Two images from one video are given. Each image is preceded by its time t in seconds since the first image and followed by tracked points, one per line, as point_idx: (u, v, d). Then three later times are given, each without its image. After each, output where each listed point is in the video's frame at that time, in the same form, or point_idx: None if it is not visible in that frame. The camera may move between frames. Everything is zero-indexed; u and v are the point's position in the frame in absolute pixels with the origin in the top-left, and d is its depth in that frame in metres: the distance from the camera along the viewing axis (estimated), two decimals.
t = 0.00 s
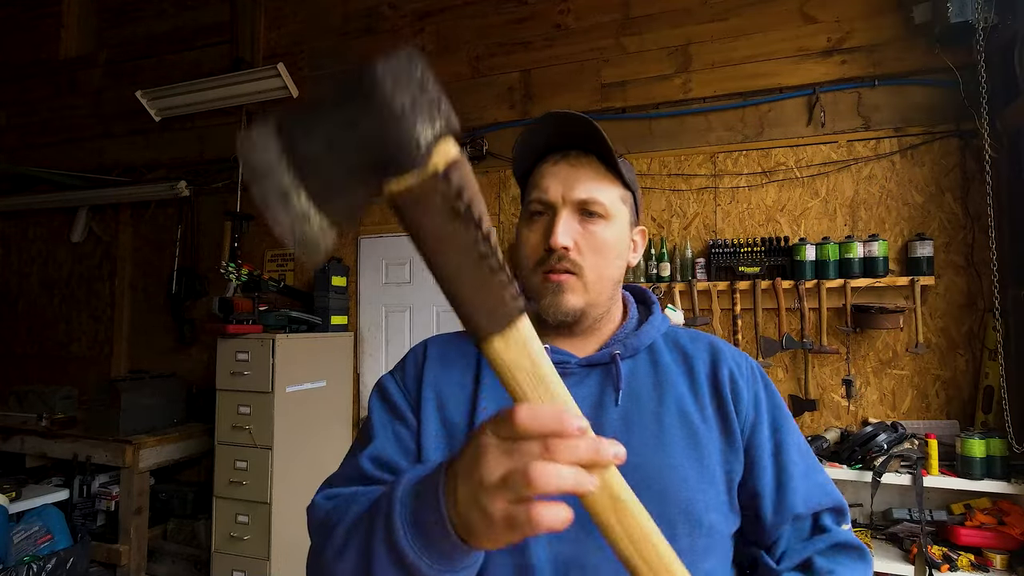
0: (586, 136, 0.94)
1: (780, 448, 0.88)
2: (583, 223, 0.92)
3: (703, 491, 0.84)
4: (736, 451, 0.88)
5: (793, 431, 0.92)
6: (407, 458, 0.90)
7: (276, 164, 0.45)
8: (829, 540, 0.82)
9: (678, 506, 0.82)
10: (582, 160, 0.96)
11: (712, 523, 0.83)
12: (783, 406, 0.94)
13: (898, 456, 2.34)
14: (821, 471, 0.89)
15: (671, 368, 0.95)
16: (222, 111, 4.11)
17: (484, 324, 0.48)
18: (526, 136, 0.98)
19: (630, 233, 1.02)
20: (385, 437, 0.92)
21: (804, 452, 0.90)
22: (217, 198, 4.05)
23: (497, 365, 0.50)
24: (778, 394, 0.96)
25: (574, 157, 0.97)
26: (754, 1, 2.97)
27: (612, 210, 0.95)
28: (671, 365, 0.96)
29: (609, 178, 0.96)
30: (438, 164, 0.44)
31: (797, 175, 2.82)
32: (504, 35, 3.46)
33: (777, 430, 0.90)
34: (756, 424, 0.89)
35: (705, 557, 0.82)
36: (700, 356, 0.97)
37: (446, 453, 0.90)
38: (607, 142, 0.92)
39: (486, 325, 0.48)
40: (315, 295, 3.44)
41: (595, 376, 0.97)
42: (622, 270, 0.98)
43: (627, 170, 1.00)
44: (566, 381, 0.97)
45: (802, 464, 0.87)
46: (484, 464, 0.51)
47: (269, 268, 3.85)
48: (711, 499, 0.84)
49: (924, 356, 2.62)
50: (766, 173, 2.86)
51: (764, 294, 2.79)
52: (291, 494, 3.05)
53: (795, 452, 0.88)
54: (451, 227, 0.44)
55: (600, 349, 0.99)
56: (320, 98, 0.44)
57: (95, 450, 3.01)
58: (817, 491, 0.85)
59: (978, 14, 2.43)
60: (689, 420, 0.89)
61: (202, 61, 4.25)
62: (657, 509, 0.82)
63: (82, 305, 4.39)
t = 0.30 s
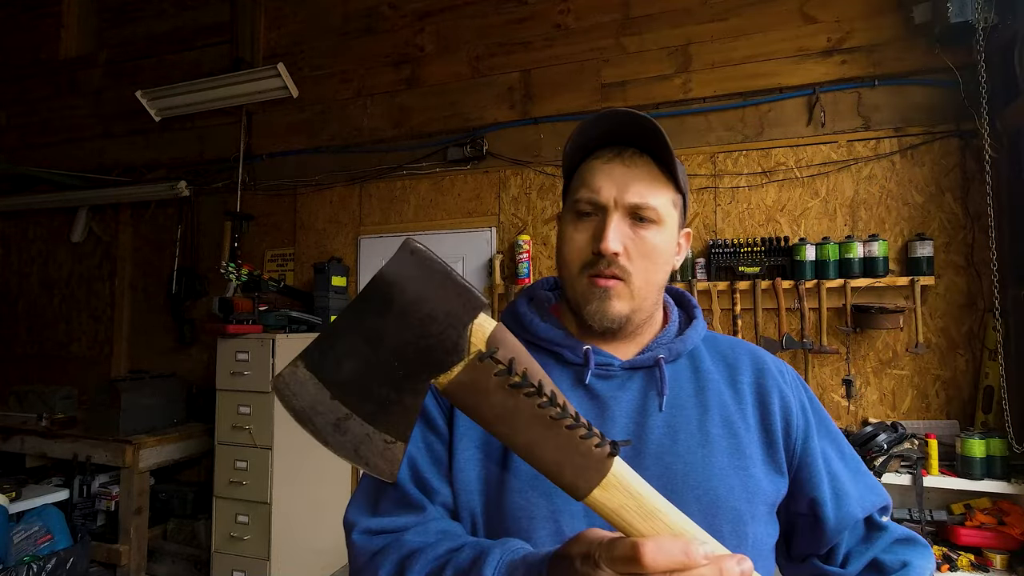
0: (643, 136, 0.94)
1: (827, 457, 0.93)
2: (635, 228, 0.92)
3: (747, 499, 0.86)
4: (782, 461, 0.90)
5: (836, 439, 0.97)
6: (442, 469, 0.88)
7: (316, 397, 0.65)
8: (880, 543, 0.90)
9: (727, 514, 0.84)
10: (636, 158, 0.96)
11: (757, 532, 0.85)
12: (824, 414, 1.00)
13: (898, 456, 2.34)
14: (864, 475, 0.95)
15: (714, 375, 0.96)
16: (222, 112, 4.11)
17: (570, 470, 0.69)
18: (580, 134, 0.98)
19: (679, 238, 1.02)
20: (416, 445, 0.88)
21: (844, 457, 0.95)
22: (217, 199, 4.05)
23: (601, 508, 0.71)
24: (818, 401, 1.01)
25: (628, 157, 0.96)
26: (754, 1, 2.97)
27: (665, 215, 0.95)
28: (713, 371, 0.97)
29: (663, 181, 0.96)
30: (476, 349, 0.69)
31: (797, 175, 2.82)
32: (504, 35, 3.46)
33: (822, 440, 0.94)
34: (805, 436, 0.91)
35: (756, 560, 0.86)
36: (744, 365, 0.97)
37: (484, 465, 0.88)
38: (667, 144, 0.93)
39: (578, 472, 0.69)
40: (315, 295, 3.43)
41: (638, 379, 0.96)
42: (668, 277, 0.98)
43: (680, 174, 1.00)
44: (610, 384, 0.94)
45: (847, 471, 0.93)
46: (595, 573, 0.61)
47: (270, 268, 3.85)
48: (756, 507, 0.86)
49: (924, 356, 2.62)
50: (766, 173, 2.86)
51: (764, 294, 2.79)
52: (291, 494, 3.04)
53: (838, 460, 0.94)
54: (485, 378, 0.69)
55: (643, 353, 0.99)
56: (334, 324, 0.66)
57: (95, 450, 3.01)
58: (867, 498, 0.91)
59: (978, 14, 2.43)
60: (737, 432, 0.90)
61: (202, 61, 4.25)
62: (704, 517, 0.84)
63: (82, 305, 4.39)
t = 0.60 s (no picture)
0: (682, 130, 0.93)
1: (882, 472, 0.90)
2: (677, 225, 0.92)
3: (798, 508, 0.84)
4: (835, 470, 0.89)
5: (892, 454, 0.95)
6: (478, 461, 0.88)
7: (375, 347, 0.64)
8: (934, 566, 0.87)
9: (775, 521, 0.83)
10: (677, 155, 0.95)
11: (807, 543, 0.83)
12: (880, 428, 0.97)
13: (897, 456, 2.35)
14: (921, 495, 0.92)
15: (763, 379, 0.95)
16: (222, 111, 4.11)
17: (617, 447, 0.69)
18: (616, 130, 0.97)
19: (721, 235, 1.01)
20: (453, 437, 0.88)
21: (901, 474, 0.93)
22: (217, 199, 4.05)
23: (644, 487, 0.71)
24: (872, 413, 0.99)
25: (668, 152, 0.96)
26: (754, 2, 2.97)
27: (706, 212, 0.95)
28: (761, 376, 0.96)
29: (703, 177, 0.95)
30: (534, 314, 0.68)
31: (797, 175, 2.82)
32: (504, 35, 3.46)
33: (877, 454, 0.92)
34: (860, 447, 0.89)
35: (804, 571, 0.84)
36: (795, 370, 0.97)
37: (521, 459, 0.88)
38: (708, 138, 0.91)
39: (624, 450, 0.69)
40: (315, 295, 3.43)
41: (681, 379, 0.97)
42: (711, 274, 0.98)
43: (723, 168, 0.99)
44: (653, 384, 0.96)
45: (903, 489, 0.91)
46: (636, 558, 0.61)
47: (270, 268, 3.85)
48: (806, 518, 0.84)
49: (924, 356, 2.62)
50: (766, 173, 2.86)
51: (764, 294, 2.79)
52: (290, 494, 3.05)
53: (894, 476, 0.91)
54: (539, 348, 0.68)
55: (687, 354, 0.99)
56: (400, 274, 0.66)
57: (95, 450, 3.01)
58: (922, 517, 0.88)
59: (978, 14, 2.44)
60: (788, 438, 0.88)
61: (202, 61, 4.25)
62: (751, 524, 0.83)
63: (82, 305, 4.39)
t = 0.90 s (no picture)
0: (713, 127, 0.93)
1: (935, 481, 0.88)
2: (710, 224, 0.92)
3: (844, 514, 0.83)
4: (884, 476, 0.87)
5: (946, 464, 0.92)
6: (510, 459, 0.89)
7: (423, 312, 0.66)
8: None
9: (820, 526, 0.82)
10: (709, 154, 0.95)
11: (854, 551, 0.82)
12: (934, 437, 0.95)
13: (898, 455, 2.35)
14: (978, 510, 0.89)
15: (806, 382, 0.95)
16: (222, 112, 4.11)
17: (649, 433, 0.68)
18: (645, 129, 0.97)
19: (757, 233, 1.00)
20: (486, 435, 0.90)
21: (955, 486, 0.90)
22: (217, 199, 4.05)
23: (677, 479, 0.69)
24: (925, 421, 0.97)
25: (699, 151, 0.96)
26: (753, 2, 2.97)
27: (740, 210, 0.94)
28: (805, 378, 0.95)
29: (736, 174, 0.95)
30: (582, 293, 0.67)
31: (797, 175, 2.82)
32: (504, 35, 3.46)
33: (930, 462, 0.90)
34: (911, 454, 0.88)
35: None
36: (840, 372, 0.96)
37: (553, 458, 0.89)
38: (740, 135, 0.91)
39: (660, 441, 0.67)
40: (315, 295, 3.43)
41: (719, 380, 0.97)
42: (747, 273, 0.97)
43: (757, 165, 0.98)
44: (690, 384, 0.97)
45: (957, 501, 0.88)
46: (663, 549, 0.60)
47: (270, 268, 3.85)
48: (853, 525, 0.83)
49: (924, 356, 2.62)
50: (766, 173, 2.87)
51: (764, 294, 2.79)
52: (290, 494, 3.05)
53: (947, 487, 0.89)
54: (584, 330, 0.67)
55: (725, 354, 1.00)
56: (451, 241, 0.66)
57: (95, 450, 3.01)
58: (977, 532, 0.86)
59: (978, 14, 2.44)
60: (832, 442, 0.88)
61: (202, 61, 4.25)
62: (794, 529, 0.82)
63: (82, 305, 4.39)
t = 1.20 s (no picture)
0: (742, 127, 0.96)
1: (966, 487, 0.89)
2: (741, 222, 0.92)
3: (875, 518, 0.83)
4: (916, 481, 0.88)
5: (980, 469, 0.93)
6: (531, 453, 0.88)
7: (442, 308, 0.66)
8: None
9: (850, 530, 0.82)
10: (736, 153, 0.98)
11: (884, 556, 0.82)
12: (970, 443, 0.95)
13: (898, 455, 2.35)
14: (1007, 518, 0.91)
15: (835, 384, 0.95)
16: (222, 111, 4.11)
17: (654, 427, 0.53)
18: (673, 129, 0.99)
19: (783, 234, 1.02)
20: (509, 432, 0.88)
21: (985, 492, 0.91)
22: (217, 199, 4.05)
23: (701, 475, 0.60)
24: (962, 426, 0.97)
25: (726, 151, 0.98)
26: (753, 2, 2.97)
27: (768, 209, 0.97)
28: (835, 380, 0.95)
29: (763, 174, 0.98)
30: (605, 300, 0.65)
31: (797, 175, 2.82)
32: (504, 35, 3.46)
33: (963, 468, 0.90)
34: (945, 459, 0.88)
35: None
36: (872, 375, 0.96)
37: (576, 456, 0.90)
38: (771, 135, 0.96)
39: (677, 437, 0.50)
40: (315, 295, 3.43)
41: (746, 381, 0.98)
42: (775, 273, 0.99)
43: (783, 165, 1.01)
44: (717, 384, 0.98)
45: (986, 508, 0.89)
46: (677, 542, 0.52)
47: (270, 268, 3.85)
48: (883, 529, 0.83)
49: (924, 356, 2.62)
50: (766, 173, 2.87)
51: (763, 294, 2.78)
52: (290, 494, 3.05)
53: (977, 492, 0.90)
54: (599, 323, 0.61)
55: (753, 354, 1.01)
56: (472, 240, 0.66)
57: (95, 450, 3.01)
58: (1003, 540, 0.87)
59: (978, 14, 2.44)
60: (863, 444, 0.88)
61: (202, 61, 4.25)
62: (826, 533, 0.82)
63: (82, 305, 4.39)
